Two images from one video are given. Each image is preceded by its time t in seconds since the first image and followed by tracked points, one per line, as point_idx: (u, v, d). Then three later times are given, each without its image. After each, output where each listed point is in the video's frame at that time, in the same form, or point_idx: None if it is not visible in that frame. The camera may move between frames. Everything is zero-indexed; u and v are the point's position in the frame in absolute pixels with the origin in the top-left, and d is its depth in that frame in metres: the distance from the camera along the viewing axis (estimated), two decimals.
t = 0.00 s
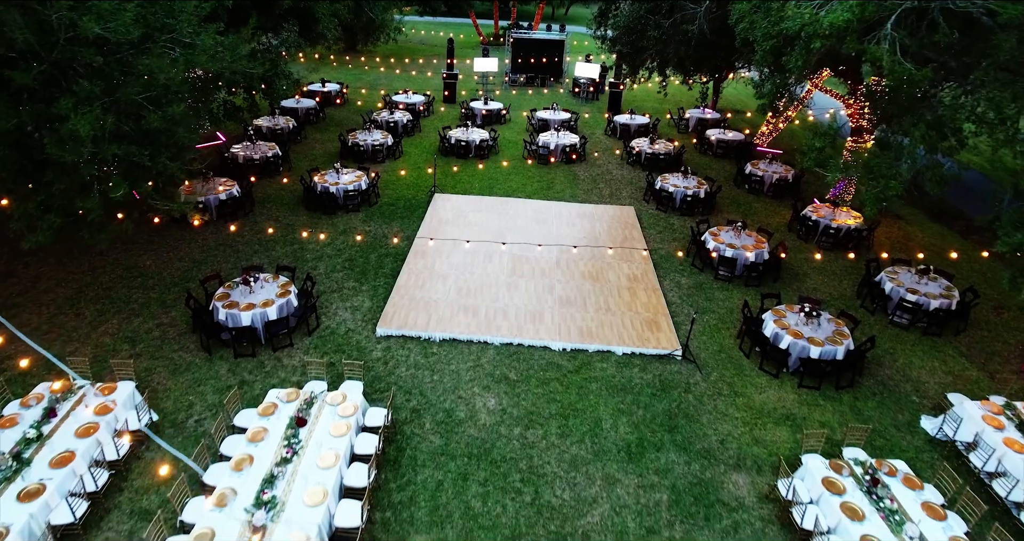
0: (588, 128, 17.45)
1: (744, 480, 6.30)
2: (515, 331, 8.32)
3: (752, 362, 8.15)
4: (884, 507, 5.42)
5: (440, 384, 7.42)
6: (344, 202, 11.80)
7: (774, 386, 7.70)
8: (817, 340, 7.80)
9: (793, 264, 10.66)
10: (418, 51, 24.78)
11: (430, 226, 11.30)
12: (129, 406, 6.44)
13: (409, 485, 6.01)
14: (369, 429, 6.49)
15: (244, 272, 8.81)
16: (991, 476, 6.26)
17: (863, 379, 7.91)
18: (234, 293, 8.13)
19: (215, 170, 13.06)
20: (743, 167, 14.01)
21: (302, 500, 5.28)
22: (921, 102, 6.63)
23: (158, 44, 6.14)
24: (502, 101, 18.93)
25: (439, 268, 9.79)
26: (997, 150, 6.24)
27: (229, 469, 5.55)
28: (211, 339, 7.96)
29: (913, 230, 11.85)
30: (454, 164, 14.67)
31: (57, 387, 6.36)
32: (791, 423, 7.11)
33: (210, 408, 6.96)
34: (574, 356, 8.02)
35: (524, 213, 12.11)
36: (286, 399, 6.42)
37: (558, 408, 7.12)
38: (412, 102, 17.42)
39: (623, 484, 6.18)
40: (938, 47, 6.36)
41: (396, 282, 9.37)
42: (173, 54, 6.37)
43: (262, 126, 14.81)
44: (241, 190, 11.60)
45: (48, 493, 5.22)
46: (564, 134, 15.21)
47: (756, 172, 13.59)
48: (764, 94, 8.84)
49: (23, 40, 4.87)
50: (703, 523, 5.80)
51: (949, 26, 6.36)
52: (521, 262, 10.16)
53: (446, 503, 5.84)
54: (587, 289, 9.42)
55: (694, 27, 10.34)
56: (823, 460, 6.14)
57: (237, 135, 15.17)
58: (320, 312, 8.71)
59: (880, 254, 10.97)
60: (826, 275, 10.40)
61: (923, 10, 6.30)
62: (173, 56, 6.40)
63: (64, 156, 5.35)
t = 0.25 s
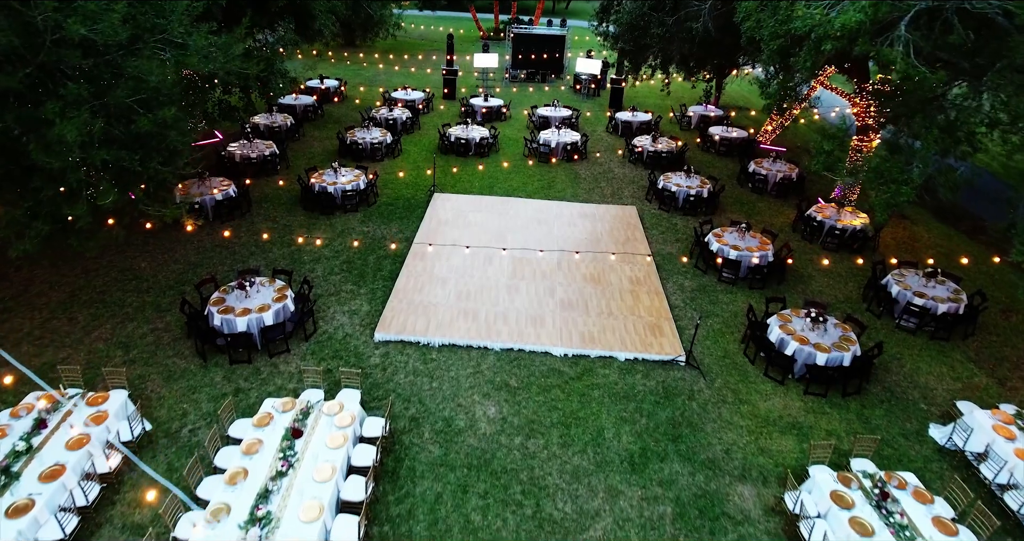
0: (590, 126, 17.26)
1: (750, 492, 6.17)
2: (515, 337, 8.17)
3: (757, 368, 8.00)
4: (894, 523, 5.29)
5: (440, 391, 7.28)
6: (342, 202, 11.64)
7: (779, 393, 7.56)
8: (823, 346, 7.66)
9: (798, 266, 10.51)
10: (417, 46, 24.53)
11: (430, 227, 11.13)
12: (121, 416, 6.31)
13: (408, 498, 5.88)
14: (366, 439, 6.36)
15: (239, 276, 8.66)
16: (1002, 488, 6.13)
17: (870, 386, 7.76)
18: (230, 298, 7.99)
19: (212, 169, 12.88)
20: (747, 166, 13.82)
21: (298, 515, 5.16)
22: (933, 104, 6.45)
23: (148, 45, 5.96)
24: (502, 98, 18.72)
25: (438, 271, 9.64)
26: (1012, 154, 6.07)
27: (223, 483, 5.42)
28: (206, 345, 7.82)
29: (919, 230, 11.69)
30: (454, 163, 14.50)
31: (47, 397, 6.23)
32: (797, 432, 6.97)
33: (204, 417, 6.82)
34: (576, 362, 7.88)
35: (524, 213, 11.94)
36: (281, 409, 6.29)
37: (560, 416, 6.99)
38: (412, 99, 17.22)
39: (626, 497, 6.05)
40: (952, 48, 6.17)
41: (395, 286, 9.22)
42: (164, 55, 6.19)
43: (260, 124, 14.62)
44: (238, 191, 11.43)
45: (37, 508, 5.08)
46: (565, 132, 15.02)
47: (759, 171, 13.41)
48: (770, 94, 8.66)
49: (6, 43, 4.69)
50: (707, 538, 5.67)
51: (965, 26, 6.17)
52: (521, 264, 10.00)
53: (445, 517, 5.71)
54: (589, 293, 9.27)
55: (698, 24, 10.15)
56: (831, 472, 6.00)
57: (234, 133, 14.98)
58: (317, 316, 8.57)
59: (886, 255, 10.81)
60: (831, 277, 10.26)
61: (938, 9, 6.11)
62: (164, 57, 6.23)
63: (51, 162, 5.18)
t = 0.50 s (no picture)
0: (591, 123, 17.07)
1: (756, 505, 6.04)
2: (516, 342, 8.03)
3: (762, 375, 7.86)
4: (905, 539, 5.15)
5: (439, 399, 7.14)
6: (340, 202, 11.48)
7: (785, 400, 7.42)
8: (830, 352, 7.51)
9: (802, 268, 10.36)
10: (416, 41, 24.29)
11: (429, 228, 10.96)
12: (113, 427, 6.17)
13: (406, 511, 5.75)
14: (364, 450, 6.22)
15: (235, 280, 8.51)
16: (1014, 501, 5.99)
17: (877, 393, 7.62)
18: (225, 303, 7.84)
19: (208, 169, 12.71)
20: (751, 165, 13.64)
21: (293, 532, 5.03)
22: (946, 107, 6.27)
23: (137, 46, 5.77)
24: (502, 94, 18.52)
25: (437, 273, 9.48)
26: None
27: (216, 498, 5.28)
28: (201, 351, 7.68)
29: (925, 231, 11.54)
30: (453, 161, 14.33)
31: (37, 408, 6.09)
32: (803, 441, 6.83)
33: (199, 426, 6.69)
34: (578, 368, 7.73)
35: (525, 213, 11.77)
36: (276, 420, 6.15)
37: (561, 426, 6.85)
38: (411, 96, 17.02)
39: (629, 510, 5.91)
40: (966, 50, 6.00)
41: (393, 289, 9.07)
42: (155, 57, 6.02)
43: (257, 121, 14.44)
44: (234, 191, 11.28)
45: (26, 525, 4.93)
46: (567, 130, 14.83)
47: (763, 170, 13.22)
48: (775, 94, 8.48)
49: None
50: None
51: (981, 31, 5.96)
52: (522, 266, 9.85)
53: (444, 532, 5.58)
54: (591, 296, 9.12)
55: (703, 22, 9.95)
56: (838, 485, 5.87)
57: (231, 131, 14.80)
58: (314, 321, 8.42)
59: (892, 257, 10.65)
60: (836, 279, 10.11)
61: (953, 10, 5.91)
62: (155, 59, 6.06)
63: (36, 169, 5.02)
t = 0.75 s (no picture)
0: (592, 120, 16.87)
1: (761, 518, 5.91)
2: (516, 349, 7.88)
3: (767, 382, 7.72)
4: None
5: (438, 408, 7.01)
6: (338, 203, 11.32)
7: (790, 409, 7.28)
8: (836, 360, 7.35)
9: (806, 270, 10.22)
10: (416, 37, 24.04)
11: (428, 230, 10.79)
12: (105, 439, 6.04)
13: (404, 526, 5.62)
14: (360, 463, 6.09)
15: (231, 284, 8.36)
16: None
17: (885, 401, 7.48)
18: (219, 309, 7.69)
19: (205, 168, 12.54)
20: (754, 164, 13.45)
21: None
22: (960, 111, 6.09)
23: (125, 49, 5.58)
24: (502, 91, 18.32)
25: (436, 277, 9.33)
26: None
27: (209, 514, 5.15)
28: (195, 358, 7.53)
29: (931, 233, 11.38)
30: (453, 160, 14.15)
31: (27, 419, 5.96)
32: (809, 452, 6.70)
33: (193, 436, 6.55)
34: (580, 376, 7.59)
35: (525, 213, 11.59)
36: (271, 432, 6.01)
37: (562, 436, 6.72)
38: (410, 93, 16.81)
39: (632, 524, 5.78)
40: (981, 52, 5.80)
41: (391, 293, 8.91)
42: (145, 59, 5.85)
43: (254, 119, 14.25)
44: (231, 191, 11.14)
45: None
46: (568, 128, 14.64)
47: (767, 169, 13.03)
48: (782, 95, 8.29)
49: None
50: None
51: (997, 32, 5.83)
52: (522, 269, 9.68)
53: None
54: (592, 301, 8.96)
55: (708, 21, 9.74)
56: (846, 499, 5.72)
57: (228, 129, 14.61)
58: (311, 326, 8.28)
59: (898, 259, 10.50)
60: (841, 283, 9.98)
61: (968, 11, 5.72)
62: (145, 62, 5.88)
63: (20, 178, 4.85)
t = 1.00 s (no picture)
0: (593, 118, 16.69)
1: (767, 533, 5.78)
2: (517, 356, 7.73)
3: (773, 390, 7.57)
4: None
5: (437, 418, 6.87)
6: (336, 204, 11.15)
7: (796, 418, 7.14)
8: (843, 368, 7.21)
9: (811, 273, 10.07)
10: (415, 34, 23.82)
11: (427, 232, 10.62)
12: (96, 452, 5.91)
13: None
14: (358, 476, 5.95)
15: (226, 289, 8.21)
16: None
17: (892, 410, 7.34)
18: (214, 316, 7.54)
19: (201, 168, 12.37)
20: (758, 164, 13.27)
21: None
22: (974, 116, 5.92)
23: (112, 52, 5.41)
24: (502, 88, 18.12)
25: (435, 281, 9.17)
26: None
27: (202, 532, 5.02)
28: (189, 366, 7.39)
29: (938, 234, 11.22)
30: (452, 159, 13.97)
31: (16, 432, 5.83)
32: (816, 463, 6.56)
33: (187, 448, 6.42)
34: (581, 384, 7.45)
35: (526, 214, 11.43)
36: (266, 445, 5.87)
37: (564, 447, 6.58)
38: (409, 91, 16.61)
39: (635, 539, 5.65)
40: (997, 54, 5.62)
41: (390, 298, 8.76)
42: (134, 63, 5.67)
43: (251, 118, 14.08)
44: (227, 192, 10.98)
45: None
46: (569, 127, 14.46)
47: (771, 168, 12.84)
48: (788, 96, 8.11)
49: None
50: None
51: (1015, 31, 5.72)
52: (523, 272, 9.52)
53: None
54: (594, 306, 8.80)
55: (712, 20, 9.55)
56: (855, 514, 5.59)
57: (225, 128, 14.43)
58: (308, 332, 8.13)
59: (904, 262, 10.34)
60: (847, 287, 9.84)
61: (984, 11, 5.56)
62: (134, 65, 5.71)
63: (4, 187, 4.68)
